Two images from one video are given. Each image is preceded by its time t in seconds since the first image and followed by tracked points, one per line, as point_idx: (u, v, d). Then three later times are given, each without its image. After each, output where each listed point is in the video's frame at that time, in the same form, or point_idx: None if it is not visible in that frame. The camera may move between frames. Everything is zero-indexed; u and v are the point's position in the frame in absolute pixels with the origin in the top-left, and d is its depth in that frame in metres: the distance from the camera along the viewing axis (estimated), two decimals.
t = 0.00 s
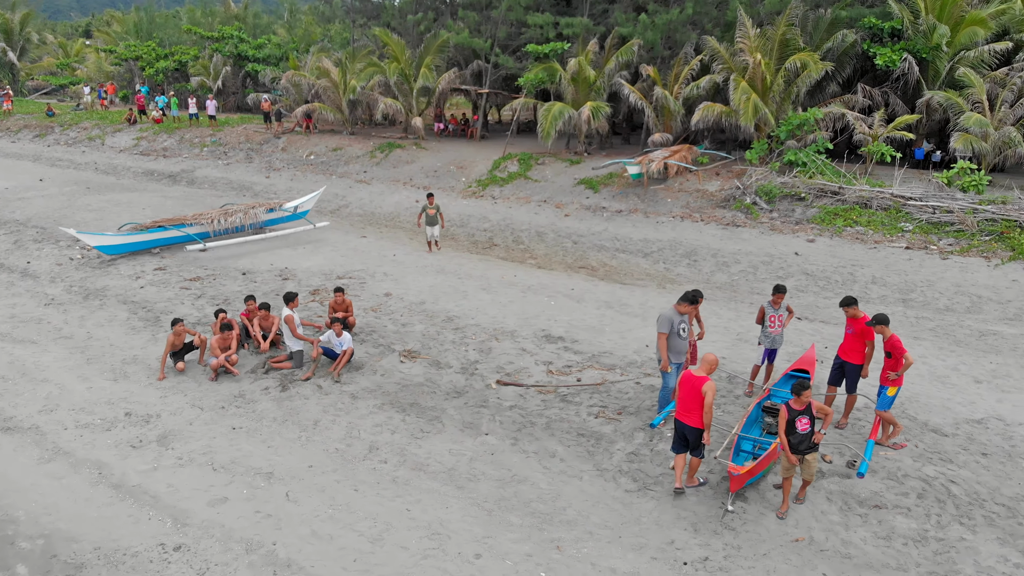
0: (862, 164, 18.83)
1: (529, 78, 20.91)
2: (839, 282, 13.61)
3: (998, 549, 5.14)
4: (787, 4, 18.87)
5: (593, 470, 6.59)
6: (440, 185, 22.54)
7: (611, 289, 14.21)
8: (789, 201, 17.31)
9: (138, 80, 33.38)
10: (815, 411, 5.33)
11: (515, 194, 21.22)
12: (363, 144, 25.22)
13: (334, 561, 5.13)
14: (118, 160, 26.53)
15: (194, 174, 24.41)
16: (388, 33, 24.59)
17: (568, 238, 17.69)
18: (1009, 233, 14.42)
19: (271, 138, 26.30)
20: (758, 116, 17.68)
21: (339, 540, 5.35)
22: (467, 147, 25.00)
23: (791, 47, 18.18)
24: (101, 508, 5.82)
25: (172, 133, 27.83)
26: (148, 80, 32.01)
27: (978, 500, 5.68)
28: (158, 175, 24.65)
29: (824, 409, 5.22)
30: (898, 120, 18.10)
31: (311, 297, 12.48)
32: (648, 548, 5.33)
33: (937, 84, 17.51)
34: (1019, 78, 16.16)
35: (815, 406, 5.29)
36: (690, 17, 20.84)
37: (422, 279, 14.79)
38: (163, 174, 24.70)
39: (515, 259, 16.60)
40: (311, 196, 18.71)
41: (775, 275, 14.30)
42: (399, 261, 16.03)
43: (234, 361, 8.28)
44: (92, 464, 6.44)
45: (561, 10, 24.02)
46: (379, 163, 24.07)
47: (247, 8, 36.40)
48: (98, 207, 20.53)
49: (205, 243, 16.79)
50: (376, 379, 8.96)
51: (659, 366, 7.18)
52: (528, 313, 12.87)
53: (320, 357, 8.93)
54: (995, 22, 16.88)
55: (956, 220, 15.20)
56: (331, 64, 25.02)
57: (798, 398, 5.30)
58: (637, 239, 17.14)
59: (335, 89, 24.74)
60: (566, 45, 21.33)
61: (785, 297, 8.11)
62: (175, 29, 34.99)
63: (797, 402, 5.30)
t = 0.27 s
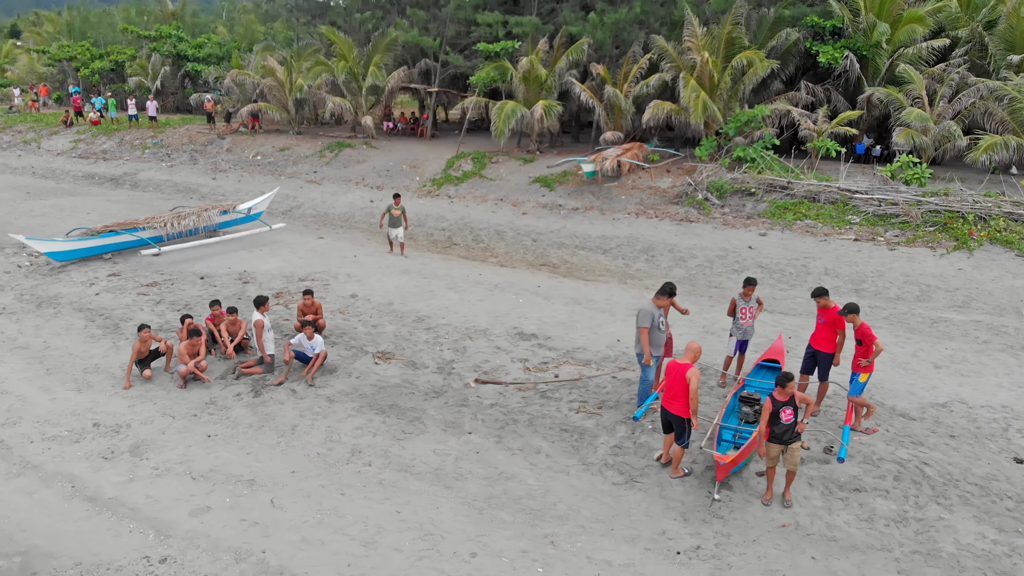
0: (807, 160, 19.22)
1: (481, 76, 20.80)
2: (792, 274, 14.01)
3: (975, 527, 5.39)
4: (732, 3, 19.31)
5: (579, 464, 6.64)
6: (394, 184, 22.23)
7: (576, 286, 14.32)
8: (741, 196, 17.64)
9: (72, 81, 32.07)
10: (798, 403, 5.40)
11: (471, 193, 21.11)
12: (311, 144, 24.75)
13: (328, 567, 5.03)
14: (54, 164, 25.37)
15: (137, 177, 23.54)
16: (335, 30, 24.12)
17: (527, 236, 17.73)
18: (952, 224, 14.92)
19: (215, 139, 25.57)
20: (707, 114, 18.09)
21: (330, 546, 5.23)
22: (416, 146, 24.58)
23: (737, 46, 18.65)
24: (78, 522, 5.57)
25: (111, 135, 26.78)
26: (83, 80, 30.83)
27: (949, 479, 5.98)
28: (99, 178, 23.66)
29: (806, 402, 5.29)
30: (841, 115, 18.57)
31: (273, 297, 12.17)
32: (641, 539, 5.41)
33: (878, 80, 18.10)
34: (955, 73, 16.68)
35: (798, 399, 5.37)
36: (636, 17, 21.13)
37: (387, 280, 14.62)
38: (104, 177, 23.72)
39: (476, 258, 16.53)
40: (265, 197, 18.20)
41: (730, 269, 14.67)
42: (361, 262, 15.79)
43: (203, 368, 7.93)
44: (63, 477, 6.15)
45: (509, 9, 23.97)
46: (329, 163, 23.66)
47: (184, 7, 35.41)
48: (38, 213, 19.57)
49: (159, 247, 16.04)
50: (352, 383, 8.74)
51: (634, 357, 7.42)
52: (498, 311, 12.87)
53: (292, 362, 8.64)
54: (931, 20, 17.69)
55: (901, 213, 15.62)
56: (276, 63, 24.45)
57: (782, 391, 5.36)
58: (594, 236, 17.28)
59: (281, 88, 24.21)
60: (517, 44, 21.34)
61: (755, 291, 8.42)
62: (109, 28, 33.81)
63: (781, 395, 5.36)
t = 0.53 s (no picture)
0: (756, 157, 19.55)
1: (437, 75, 20.58)
2: (751, 268, 14.34)
3: (954, 509, 5.62)
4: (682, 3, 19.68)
5: (567, 460, 6.68)
6: (349, 185, 21.69)
7: (545, 284, 14.37)
8: (696, 193, 17.95)
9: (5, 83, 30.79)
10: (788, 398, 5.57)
11: (431, 192, 20.79)
12: (261, 144, 24.19)
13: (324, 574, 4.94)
14: None
15: (82, 181, 22.64)
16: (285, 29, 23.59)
17: (490, 235, 17.63)
18: (901, 217, 15.42)
19: (162, 141, 24.79)
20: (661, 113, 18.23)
21: (324, 552, 5.14)
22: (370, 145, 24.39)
23: (688, 46, 18.85)
24: (58, 537, 5.35)
25: (51, 138, 25.72)
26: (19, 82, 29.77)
27: (924, 463, 6.23)
28: (42, 183, 22.67)
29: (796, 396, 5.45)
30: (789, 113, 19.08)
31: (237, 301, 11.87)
32: (634, 532, 5.48)
33: (824, 78, 18.67)
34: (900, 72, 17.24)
35: (787, 393, 5.54)
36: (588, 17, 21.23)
37: (354, 282, 14.41)
38: (46, 181, 22.73)
39: (439, 258, 16.41)
40: (221, 200, 17.63)
41: (690, 264, 14.94)
42: (325, 264, 15.52)
43: (176, 374, 7.67)
44: (37, 492, 5.89)
45: (461, 9, 23.96)
46: (281, 163, 23.16)
47: (123, 7, 34.40)
48: None
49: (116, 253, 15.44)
50: (329, 386, 8.47)
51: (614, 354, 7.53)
52: (471, 310, 12.84)
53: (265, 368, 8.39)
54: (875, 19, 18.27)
55: (852, 208, 16.00)
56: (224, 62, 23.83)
57: (773, 384, 5.52)
58: (556, 234, 17.31)
59: (228, 88, 23.59)
60: (470, 43, 21.33)
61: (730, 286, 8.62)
62: (44, 29, 32.68)
63: (772, 389, 5.52)
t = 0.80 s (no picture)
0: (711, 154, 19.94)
1: (393, 75, 20.45)
2: (712, 263, 14.63)
3: (933, 491, 5.85)
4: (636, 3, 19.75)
5: (555, 457, 6.71)
6: (306, 185, 21.35)
7: (516, 283, 14.38)
8: (654, 191, 18.21)
9: None
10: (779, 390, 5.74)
11: (390, 193, 20.55)
12: (213, 146, 23.60)
13: None
14: None
15: (25, 186, 21.71)
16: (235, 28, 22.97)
17: (454, 235, 17.51)
18: (853, 212, 15.86)
19: (109, 143, 23.99)
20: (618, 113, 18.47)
21: (320, 557, 5.06)
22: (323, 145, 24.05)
23: (642, 46, 19.25)
24: (41, 552, 5.14)
25: None
26: None
27: (899, 448, 6.48)
28: None
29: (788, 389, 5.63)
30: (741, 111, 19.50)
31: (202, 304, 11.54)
32: (628, 524, 5.55)
33: (774, 77, 19.16)
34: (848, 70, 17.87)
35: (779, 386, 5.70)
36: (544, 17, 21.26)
37: (323, 284, 14.17)
38: None
39: (404, 258, 16.25)
40: (180, 202, 16.80)
41: (654, 260, 15.15)
42: (290, 266, 15.21)
43: (150, 381, 7.41)
44: (14, 506, 5.65)
45: (414, 9, 23.78)
46: (234, 165, 22.64)
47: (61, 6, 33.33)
48: None
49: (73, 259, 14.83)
50: (308, 390, 8.27)
51: (596, 349, 7.57)
52: (445, 310, 12.77)
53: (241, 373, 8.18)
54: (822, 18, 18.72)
55: (806, 203, 16.44)
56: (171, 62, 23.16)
57: (765, 377, 5.69)
58: (519, 233, 17.30)
59: (176, 88, 22.93)
60: (426, 43, 21.13)
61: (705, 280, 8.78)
62: None
63: (765, 381, 5.69)
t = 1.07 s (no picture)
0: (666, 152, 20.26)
1: (350, 73, 20.27)
2: (673, 259, 14.93)
3: (909, 475, 6.09)
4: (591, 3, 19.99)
5: (543, 452, 6.76)
6: (262, 186, 20.90)
7: (486, 282, 14.36)
8: (614, 189, 18.42)
9: None
10: (762, 380, 5.85)
11: (349, 193, 20.22)
12: (164, 147, 22.91)
13: None
14: None
15: None
16: (185, 27, 22.31)
17: (418, 234, 17.36)
18: (808, 207, 16.29)
19: (55, 146, 23.10)
20: (576, 112, 18.64)
21: (315, 560, 5.00)
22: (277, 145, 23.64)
23: (597, 45, 19.43)
24: (24, 566, 4.96)
25: None
26: None
27: (874, 434, 6.72)
28: None
29: (769, 378, 5.75)
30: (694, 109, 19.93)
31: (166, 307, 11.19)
32: (621, 517, 5.63)
33: (726, 76, 19.57)
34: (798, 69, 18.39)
35: (761, 376, 5.82)
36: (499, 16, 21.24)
37: (291, 285, 13.88)
38: None
39: (369, 258, 16.05)
40: (136, 206, 16.22)
41: (618, 257, 15.35)
42: (254, 268, 14.88)
43: (123, 388, 7.15)
44: None
45: (368, 7, 23.56)
46: (186, 166, 22.03)
47: None
48: None
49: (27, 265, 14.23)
50: (287, 393, 8.12)
51: (578, 346, 7.60)
52: (419, 310, 12.67)
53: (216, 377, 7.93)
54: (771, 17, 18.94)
55: (761, 198, 16.85)
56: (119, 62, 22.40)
57: (749, 368, 5.81)
58: (483, 232, 17.25)
59: (124, 88, 22.21)
60: (381, 42, 20.94)
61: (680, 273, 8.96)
62: None
63: (748, 372, 5.80)
